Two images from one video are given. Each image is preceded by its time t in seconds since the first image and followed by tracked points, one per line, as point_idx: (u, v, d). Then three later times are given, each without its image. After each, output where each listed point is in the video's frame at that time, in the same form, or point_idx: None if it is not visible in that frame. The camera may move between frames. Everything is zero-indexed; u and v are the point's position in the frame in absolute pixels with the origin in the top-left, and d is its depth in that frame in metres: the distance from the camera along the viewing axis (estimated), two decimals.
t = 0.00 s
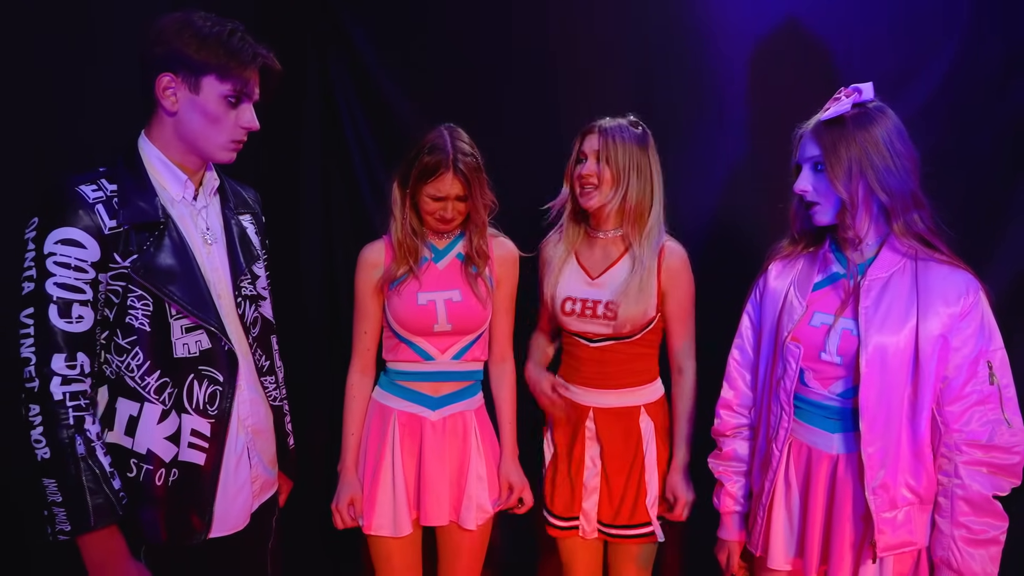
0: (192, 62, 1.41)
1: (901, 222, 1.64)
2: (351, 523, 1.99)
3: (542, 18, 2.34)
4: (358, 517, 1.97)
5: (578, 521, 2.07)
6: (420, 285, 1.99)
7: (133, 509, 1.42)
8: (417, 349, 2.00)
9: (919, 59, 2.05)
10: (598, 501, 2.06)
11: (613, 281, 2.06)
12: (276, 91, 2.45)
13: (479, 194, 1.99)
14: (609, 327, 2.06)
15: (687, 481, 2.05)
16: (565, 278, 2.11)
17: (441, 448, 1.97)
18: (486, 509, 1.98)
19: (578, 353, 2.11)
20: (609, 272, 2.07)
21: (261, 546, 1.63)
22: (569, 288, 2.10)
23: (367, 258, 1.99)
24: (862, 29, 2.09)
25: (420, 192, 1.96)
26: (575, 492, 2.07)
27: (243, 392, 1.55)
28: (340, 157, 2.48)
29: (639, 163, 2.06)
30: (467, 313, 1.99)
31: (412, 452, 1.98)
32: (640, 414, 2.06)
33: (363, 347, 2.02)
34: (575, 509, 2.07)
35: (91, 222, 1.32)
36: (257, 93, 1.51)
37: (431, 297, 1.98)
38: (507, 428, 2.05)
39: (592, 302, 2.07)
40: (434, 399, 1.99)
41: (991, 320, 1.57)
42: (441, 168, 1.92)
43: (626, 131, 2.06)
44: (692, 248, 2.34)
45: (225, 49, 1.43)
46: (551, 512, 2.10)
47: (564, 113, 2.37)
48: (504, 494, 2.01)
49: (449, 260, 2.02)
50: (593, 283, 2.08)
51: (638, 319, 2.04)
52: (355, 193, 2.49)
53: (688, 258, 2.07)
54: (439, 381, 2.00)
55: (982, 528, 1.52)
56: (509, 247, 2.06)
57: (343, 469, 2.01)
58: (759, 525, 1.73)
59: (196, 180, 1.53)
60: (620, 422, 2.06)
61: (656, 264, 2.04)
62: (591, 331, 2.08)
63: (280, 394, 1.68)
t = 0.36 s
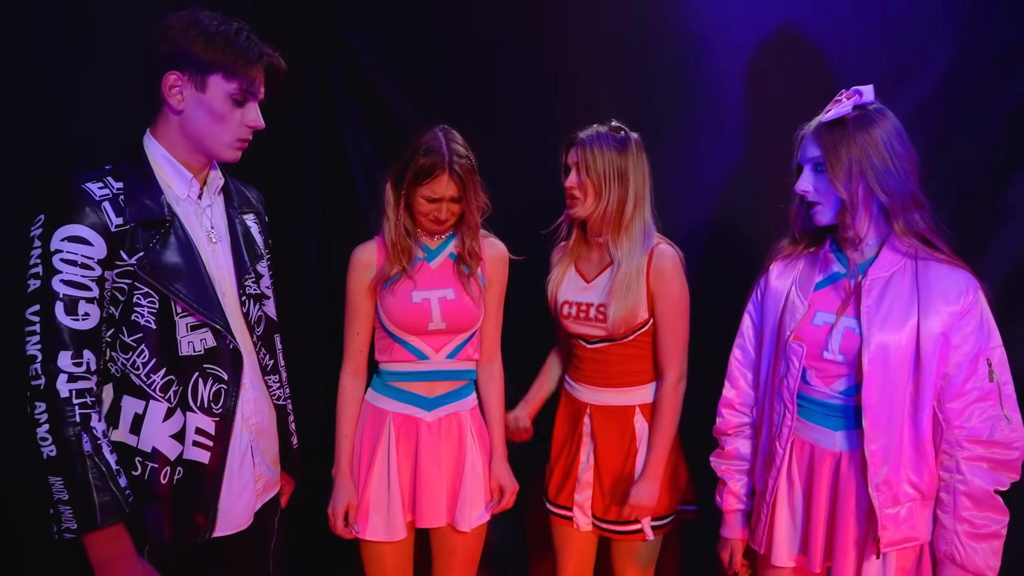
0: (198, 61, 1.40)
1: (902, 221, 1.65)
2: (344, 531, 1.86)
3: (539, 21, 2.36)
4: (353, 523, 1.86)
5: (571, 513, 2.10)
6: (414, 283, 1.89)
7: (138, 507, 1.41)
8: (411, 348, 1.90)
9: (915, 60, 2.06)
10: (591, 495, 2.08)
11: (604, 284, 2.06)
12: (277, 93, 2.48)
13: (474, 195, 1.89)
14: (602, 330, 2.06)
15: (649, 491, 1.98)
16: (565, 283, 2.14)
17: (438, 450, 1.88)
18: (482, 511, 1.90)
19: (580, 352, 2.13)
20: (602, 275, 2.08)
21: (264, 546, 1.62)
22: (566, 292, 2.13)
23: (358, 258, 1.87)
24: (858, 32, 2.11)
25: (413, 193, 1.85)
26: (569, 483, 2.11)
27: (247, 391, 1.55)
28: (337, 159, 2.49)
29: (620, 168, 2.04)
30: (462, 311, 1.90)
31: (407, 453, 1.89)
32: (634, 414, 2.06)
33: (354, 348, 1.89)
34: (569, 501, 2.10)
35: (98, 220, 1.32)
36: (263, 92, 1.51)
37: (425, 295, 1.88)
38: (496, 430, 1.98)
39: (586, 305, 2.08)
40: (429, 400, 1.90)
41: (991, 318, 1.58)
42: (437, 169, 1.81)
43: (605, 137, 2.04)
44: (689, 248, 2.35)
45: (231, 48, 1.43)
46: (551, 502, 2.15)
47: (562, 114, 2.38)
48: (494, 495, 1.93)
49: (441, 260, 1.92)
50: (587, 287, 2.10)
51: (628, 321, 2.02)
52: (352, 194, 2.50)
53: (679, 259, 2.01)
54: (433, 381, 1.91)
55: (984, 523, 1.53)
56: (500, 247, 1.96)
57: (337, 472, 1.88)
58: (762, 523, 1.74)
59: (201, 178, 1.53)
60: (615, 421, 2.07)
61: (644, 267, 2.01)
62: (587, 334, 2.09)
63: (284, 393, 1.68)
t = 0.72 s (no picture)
0: (199, 66, 1.41)
1: (887, 224, 1.70)
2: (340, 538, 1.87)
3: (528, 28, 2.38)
4: (349, 529, 1.87)
5: (545, 511, 2.12)
6: (407, 288, 1.91)
7: (132, 514, 1.39)
8: (405, 353, 1.92)
9: (894, 70, 2.13)
10: (562, 493, 2.11)
11: (579, 286, 2.09)
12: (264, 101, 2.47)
13: (466, 201, 1.90)
14: (573, 331, 2.08)
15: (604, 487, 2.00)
16: (536, 286, 2.16)
17: (433, 453, 1.91)
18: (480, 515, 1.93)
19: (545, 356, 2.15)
20: (574, 278, 2.11)
21: (259, 553, 1.61)
22: (537, 293, 2.15)
23: (351, 264, 1.90)
24: (839, 42, 2.17)
25: (406, 197, 1.86)
26: (539, 483, 2.12)
27: (242, 395, 1.54)
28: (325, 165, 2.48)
29: (593, 175, 2.06)
30: (455, 315, 1.93)
31: (403, 457, 1.91)
32: (598, 417, 2.08)
33: (347, 354, 1.90)
34: (541, 499, 2.12)
35: (94, 223, 1.31)
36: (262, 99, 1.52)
37: (418, 300, 1.91)
38: (495, 435, 1.99)
39: (558, 306, 2.10)
40: (424, 404, 1.93)
41: (974, 319, 1.63)
42: (429, 174, 1.82)
43: (576, 145, 2.07)
44: (677, 253, 2.38)
45: (232, 54, 1.44)
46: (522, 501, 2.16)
47: (551, 121, 2.40)
48: (495, 499, 1.98)
49: (433, 265, 1.95)
50: (559, 288, 2.12)
51: (599, 323, 2.05)
52: (340, 200, 2.49)
53: (649, 263, 2.06)
54: (428, 385, 1.94)
55: (970, 518, 1.57)
56: (491, 251, 2.00)
57: (332, 479, 1.89)
58: (754, 522, 1.77)
59: (195, 182, 1.53)
60: (580, 423, 2.09)
61: (616, 271, 2.04)
62: (557, 335, 2.11)
63: (278, 398, 1.66)
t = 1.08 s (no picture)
0: (211, 61, 1.43)
1: (881, 221, 1.74)
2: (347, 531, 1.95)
3: (524, 27, 2.39)
4: (356, 522, 1.95)
5: (527, 512, 2.11)
6: (415, 283, 2.00)
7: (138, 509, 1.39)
8: (413, 347, 2.01)
9: (884, 72, 2.19)
10: (546, 493, 2.11)
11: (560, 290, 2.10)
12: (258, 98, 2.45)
13: (472, 195, 2.02)
14: (553, 335, 2.10)
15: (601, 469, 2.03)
16: (517, 288, 2.16)
17: (439, 449, 1.98)
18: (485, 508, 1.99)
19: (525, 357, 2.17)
20: (556, 281, 2.12)
21: (263, 550, 1.60)
22: (518, 295, 2.15)
23: (358, 260, 1.98)
24: (830, 44, 2.22)
25: (414, 191, 1.97)
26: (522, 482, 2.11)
27: (247, 390, 1.53)
28: (321, 163, 2.48)
29: (580, 175, 2.08)
30: (462, 310, 2.02)
31: (408, 451, 1.99)
32: (581, 414, 2.10)
33: (355, 349, 1.99)
34: (524, 500, 2.11)
35: (101, 215, 1.31)
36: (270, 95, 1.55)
37: (425, 295, 2.00)
38: (498, 427, 2.06)
39: (538, 309, 2.11)
40: (431, 399, 2.01)
41: (965, 311, 1.67)
42: (438, 168, 1.94)
43: (564, 145, 2.08)
44: (672, 251, 2.40)
45: (244, 50, 1.47)
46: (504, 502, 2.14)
47: (547, 120, 2.41)
48: (496, 492, 2.03)
49: (440, 261, 2.04)
50: (540, 291, 2.13)
51: (578, 328, 2.08)
52: (335, 198, 2.49)
53: (628, 266, 2.10)
54: (434, 380, 2.02)
55: (965, 506, 1.61)
56: (496, 247, 2.09)
57: (339, 474, 1.97)
58: (752, 515, 1.79)
59: (200, 176, 1.53)
60: (562, 421, 2.10)
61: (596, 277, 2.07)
62: (538, 337, 2.12)
63: (281, 393, 1.65)
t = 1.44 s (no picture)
0: (221, 57, 1.43)
1: (885, 219, 1.76)
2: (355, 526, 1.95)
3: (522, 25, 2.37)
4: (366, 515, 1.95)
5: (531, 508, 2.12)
6: (423, 280, 2.01)
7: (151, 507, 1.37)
8: (420, 344, 2.01)
9: (882, 70, 2.21)
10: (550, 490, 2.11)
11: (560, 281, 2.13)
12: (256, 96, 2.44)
13: (480, 193, 2.02)
14: (566, 323, 2.12)
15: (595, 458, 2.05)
16: (518, 283, 2.15)
17: (444, 445, 1.98)
18: (490, 504, 1.97)
19: (529, 354, 2.15)
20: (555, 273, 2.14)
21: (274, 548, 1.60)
22: (522, 292, 2.15)
23: (368, 256, 2.00)
24: (829, 42, 2.24)
25: (422, 188, 1.98)
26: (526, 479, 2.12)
27: (258, 388, 1.53)
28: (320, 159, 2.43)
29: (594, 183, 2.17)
30: (469, 307, 2.02)
31: (414, 449, 1.99)
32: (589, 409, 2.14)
33: (362, 345, 2.00)
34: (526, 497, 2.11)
35: (115, 212, 1.30)
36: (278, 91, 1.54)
37: (433, 292, 2.00)
38: (507, 425, 2.06)
39: (547, 302, 2.12)
40: (437, 396, 2.01)
41: (968, 304, 1.69)
42: (447, 166, 1.95)
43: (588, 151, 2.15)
44: (673, 248, 2.40)
45: (254, 46, 1.46)
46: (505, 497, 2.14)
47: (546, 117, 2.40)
48: (507, 490, 2.03)
49: (448, 258, 2.05)
50: (542, 285, 2.14)
51: (591, 312, 2.11)
52: (335, 199, 2.44)
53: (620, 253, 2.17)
54: (441, 377, 2.02)
55: (970, 498, 1.63)
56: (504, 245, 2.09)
57: (344, 469, 1.97)
58: (758, 510, 1.80)
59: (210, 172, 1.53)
60: (573, 418, 2.12)
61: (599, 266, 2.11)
62: (548, 329, 2.12)
63: (291, 390, 1.65)
